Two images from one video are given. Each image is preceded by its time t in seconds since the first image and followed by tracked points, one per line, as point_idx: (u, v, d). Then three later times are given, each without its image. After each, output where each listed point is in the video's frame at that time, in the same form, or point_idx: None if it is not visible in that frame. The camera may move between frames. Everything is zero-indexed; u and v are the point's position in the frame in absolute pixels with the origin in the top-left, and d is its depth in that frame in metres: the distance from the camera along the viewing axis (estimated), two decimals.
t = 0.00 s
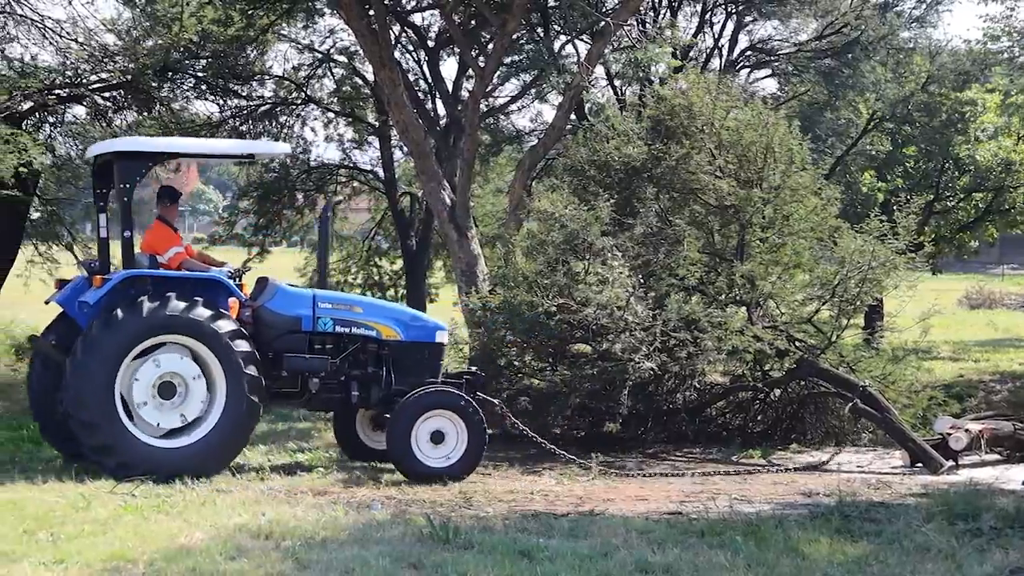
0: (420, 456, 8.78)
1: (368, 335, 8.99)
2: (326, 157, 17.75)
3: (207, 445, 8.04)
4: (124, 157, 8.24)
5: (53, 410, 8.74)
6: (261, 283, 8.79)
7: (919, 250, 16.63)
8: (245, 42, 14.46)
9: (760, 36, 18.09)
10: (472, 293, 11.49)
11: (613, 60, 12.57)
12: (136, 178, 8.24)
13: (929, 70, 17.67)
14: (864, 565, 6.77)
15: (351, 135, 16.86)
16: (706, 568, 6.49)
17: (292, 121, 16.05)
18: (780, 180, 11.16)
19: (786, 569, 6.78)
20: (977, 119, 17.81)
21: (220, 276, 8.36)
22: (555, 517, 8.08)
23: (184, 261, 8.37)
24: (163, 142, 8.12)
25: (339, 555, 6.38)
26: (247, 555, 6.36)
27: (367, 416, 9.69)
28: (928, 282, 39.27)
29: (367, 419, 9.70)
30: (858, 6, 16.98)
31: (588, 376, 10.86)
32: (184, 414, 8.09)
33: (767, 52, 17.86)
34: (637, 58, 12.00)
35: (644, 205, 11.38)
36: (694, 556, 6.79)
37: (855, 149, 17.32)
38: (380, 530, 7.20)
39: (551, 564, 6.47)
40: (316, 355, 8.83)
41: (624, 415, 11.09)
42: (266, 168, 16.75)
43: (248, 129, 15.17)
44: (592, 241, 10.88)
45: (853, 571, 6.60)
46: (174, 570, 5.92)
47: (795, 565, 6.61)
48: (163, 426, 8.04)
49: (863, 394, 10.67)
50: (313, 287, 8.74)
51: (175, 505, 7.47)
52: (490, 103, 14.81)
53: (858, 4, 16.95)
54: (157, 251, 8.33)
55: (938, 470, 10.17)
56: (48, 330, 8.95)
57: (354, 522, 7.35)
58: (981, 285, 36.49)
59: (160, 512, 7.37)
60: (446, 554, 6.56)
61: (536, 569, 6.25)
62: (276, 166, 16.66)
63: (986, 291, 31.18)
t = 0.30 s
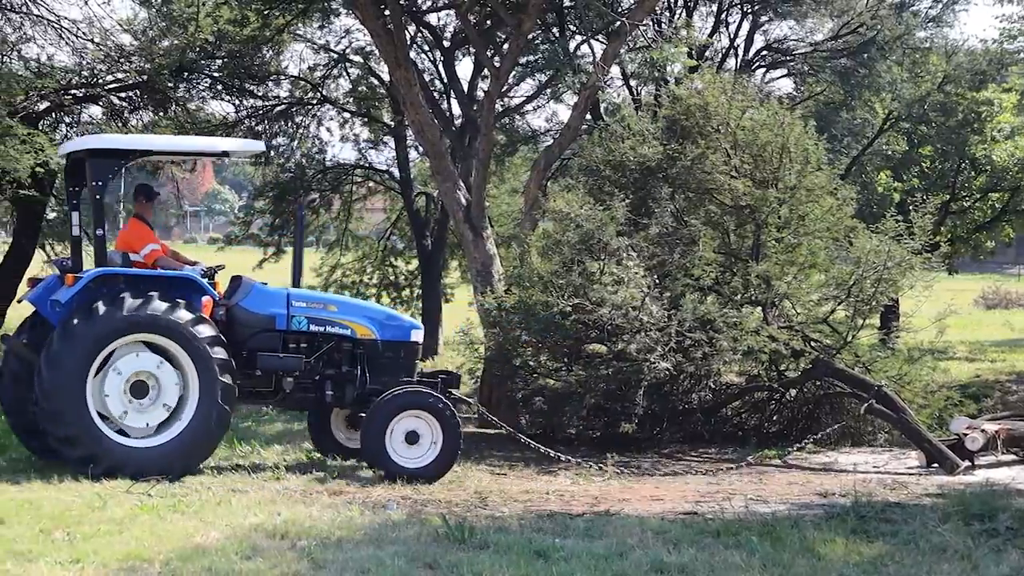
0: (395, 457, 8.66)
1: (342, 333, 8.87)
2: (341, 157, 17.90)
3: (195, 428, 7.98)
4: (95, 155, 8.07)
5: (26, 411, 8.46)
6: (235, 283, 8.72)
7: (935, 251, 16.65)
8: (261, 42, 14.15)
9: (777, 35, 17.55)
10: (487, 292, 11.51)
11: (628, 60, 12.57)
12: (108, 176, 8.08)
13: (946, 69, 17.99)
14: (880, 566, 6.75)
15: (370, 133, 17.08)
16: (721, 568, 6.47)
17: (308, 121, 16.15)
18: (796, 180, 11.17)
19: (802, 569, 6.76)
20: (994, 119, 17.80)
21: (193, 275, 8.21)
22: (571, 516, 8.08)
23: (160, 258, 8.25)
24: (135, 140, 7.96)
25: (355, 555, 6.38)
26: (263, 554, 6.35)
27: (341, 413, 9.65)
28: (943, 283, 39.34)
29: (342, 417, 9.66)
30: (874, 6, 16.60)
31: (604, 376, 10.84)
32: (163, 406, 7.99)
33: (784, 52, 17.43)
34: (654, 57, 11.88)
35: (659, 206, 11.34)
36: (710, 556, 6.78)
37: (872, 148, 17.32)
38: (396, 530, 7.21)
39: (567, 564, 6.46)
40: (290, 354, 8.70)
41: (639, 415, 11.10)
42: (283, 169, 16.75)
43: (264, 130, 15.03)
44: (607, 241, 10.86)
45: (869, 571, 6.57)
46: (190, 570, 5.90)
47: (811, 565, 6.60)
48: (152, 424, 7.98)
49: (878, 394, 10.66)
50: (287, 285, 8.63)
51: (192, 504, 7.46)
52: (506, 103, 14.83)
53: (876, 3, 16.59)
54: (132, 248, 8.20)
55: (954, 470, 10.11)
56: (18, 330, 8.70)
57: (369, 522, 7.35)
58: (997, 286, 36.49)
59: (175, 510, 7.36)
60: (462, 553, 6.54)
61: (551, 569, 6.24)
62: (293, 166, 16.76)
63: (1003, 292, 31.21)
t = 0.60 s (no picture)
0: (357, 455, 8.59)
1: (303, 331, 8.83)
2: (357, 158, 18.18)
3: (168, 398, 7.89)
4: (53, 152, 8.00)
5: None
6: (195, 280, 8.65)
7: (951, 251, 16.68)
8: (278, 42, 14.77)
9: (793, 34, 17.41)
10: (502, 292, 11.52)
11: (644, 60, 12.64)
12: (67, 173, 8.02)
13: (963, 69, 18.13)
14: (896, 566, 6.74)
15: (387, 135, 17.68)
16: (737, 568, 6.46)
17: (324, 121, 16.61)
18: (810, 183, 11.12)
19: (817, 569, 6.74)
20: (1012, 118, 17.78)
21: (152, 271, 8.16)
22: (587, 516, 8.09)
23: (117, 255, 8.20)
24: (92, 137, 7.88)
25: (372, 555, 6.38)
26: (280, 554, 6.34)
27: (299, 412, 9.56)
28: (961, 284, 39.35)
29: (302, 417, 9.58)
30: (890, 6, 16.57)
31: (615, 377, 10.90)
32: (129, 391, 7.87)
33: (800, 52, 17.45)
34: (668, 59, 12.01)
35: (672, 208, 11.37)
36: (726, 556, 6.77)
37: (888, 148, 17.49)
38: (411, 529, 7.22)
39: (582, 564, 6.46)
40: (250, 351, 8.66)
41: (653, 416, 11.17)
42: (298, 169, 17.39)
43: (280, 129, 15.83)
44: (622, 242, 10.88)
45: (886, 572, 6.55)
46: (207, 570, 5.89)
47: (828, 566, 6.58)
48: (120, 419, 7.88)
49: (875, 392, 10.55)
50: (247, 282, 8.58)
51: (209, 505, 7.45)
52: (522, 103, 14.89)
53: (892, 4, 16.59)
54: (89, 245, 8.17)
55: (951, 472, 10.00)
56: None
57: (386, 522, 7.36)
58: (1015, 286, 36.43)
59: (192, 510, 7.36)
60: (478, 553, 6.54)
61: (567, 569, 6.23)
62: (307, 168, 17.38)
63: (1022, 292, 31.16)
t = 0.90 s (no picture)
0: (326, 456, 8.48)
1: (269, 330, 8.76)
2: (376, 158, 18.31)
3: (135, 378, 7.81)
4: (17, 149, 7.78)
5: None
6: (161, 277, 8.59)
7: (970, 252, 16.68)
8: (297, 42, 14.82)
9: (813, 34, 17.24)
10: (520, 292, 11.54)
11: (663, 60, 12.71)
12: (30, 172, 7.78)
13: (982, 69, 18.21)
14: (917, 568, 6.69)
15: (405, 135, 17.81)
16: (756, 569, 6.41)
17: (343, 121, 16.72)
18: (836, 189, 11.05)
19: (837, 570, 6.70)
20: None
21: (117, 270, 8.14)
22: (606, 516, 8.07)
23: (83, 254, 8.17)
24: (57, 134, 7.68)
25: (390, 555, 6.35)
26: (299, 554, 6.30)
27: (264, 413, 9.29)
28: (979, 284, 39.37)
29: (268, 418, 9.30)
30: (909, 6, 16.55)
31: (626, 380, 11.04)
32: (94, 377, 7.78)
33: (819, 51, 17.20)
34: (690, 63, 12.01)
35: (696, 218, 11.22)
36: (745, 557, 6.72)
37: (908, 148, 17.34)
38: (430, 529, 7.21)
39: (601, 564, 6.43)
40: (215, 351, 8.63)
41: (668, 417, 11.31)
42: (317, 169, 17.66)
43: (298, 129, 15.79)
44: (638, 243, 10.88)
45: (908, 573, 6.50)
46: (226, 570, 5.86)
47: (847, 566, 6.54)
48: (84, 421, 7.76)
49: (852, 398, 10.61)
50: (214, 281, 8.52)
51: (228, 505, 7.43)
52: (541, 103, 14.96)
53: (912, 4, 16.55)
54: (55, 244, 8.16)
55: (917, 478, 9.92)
56: None
57: (405, 522, 7.34)
58: None
59: (211, 510, 7.35)
60: (497, 554, 6.51)
61: (586, 569, 6.20)
62: (326, 168, 17.66)
63: None
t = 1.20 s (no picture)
0: (313, 456, 8.41)
1: (254, 330, 8.68)
2: (405, 158, 18.50)
3: (117, 379, 7.81)
4: None
5: None
6: (145, 277, 8.54)
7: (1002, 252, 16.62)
8: (326, 42, 14.93)
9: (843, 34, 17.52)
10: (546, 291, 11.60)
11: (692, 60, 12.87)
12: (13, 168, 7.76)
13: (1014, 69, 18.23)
14: (947, 569, 6.61)
15: (435, 135, 17.95)
16: (785, 569, 6.34)
17: (373, 121, 16.89)
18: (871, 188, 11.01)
19: (866, 571, 6.62)
20: None
21: (102, 270, 8.17)
22: (636, 516, 8.05)
23: (67, 252, 8.19)
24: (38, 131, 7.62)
25: (420, 555, 6.30)
26: (329, 554, 6.27)
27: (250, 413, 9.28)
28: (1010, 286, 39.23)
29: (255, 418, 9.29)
30: (940, 5, 16.66)
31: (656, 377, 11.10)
32: (76, 374, 7.78)
33: (850, 51, 17.41)
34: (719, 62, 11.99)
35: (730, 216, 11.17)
36: (774, 557, 6.63)
37: (939, 148, 17.33)
38: (461, 529, 7.18)
39: (631, 565, 6.38)
40: (200, 351, 8.57)
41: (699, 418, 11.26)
42: (347, 169, 17.93)
43: (329, 129, 16.04)
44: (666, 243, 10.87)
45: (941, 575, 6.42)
46: (257, 570, 5.83)
47: (876, 567, 6.47)
48: (66, 422, 7.76)
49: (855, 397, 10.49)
50: (199, 280, 8.46)
51: (258, 505, 7.42)
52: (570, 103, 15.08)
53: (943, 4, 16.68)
54: (39, 242, 8.14)
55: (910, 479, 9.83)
56: None
57: (436, 521, 7.32)
58: None
59: (242, 509, 7.35)
60: (527, 554, 6.46)
61: (616, 570, 6.14)
62: (356, 167, 17.88)
63: None
